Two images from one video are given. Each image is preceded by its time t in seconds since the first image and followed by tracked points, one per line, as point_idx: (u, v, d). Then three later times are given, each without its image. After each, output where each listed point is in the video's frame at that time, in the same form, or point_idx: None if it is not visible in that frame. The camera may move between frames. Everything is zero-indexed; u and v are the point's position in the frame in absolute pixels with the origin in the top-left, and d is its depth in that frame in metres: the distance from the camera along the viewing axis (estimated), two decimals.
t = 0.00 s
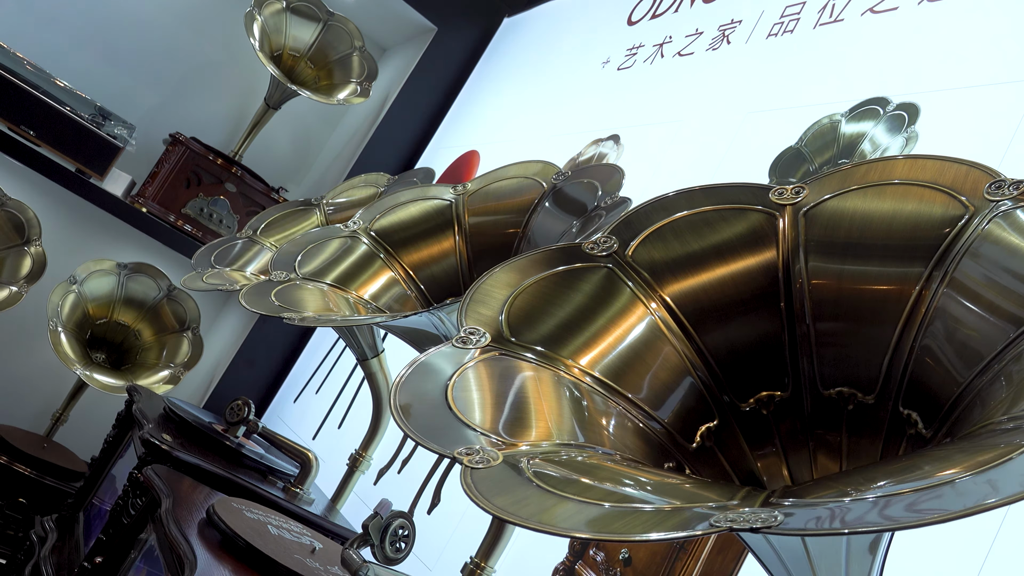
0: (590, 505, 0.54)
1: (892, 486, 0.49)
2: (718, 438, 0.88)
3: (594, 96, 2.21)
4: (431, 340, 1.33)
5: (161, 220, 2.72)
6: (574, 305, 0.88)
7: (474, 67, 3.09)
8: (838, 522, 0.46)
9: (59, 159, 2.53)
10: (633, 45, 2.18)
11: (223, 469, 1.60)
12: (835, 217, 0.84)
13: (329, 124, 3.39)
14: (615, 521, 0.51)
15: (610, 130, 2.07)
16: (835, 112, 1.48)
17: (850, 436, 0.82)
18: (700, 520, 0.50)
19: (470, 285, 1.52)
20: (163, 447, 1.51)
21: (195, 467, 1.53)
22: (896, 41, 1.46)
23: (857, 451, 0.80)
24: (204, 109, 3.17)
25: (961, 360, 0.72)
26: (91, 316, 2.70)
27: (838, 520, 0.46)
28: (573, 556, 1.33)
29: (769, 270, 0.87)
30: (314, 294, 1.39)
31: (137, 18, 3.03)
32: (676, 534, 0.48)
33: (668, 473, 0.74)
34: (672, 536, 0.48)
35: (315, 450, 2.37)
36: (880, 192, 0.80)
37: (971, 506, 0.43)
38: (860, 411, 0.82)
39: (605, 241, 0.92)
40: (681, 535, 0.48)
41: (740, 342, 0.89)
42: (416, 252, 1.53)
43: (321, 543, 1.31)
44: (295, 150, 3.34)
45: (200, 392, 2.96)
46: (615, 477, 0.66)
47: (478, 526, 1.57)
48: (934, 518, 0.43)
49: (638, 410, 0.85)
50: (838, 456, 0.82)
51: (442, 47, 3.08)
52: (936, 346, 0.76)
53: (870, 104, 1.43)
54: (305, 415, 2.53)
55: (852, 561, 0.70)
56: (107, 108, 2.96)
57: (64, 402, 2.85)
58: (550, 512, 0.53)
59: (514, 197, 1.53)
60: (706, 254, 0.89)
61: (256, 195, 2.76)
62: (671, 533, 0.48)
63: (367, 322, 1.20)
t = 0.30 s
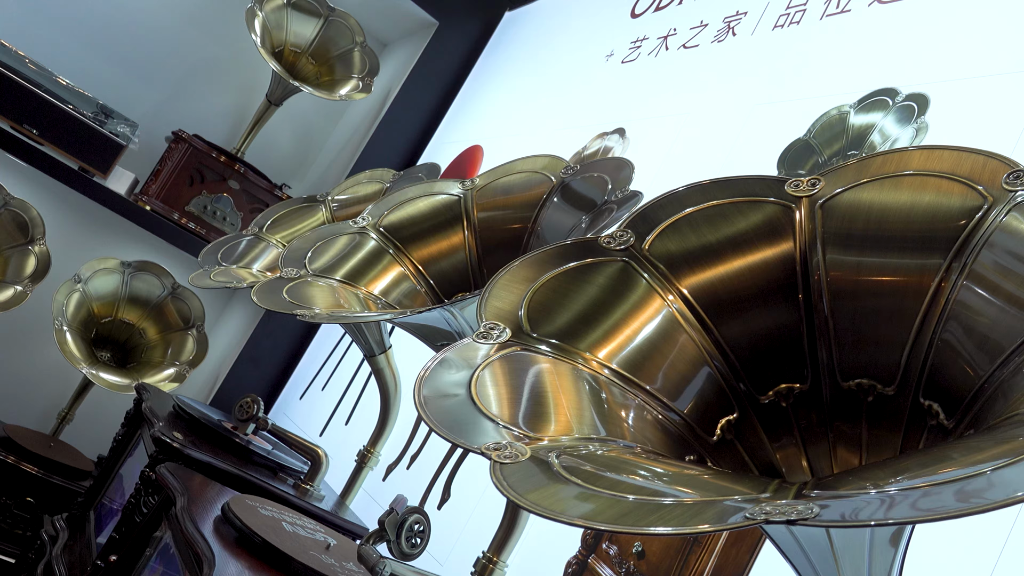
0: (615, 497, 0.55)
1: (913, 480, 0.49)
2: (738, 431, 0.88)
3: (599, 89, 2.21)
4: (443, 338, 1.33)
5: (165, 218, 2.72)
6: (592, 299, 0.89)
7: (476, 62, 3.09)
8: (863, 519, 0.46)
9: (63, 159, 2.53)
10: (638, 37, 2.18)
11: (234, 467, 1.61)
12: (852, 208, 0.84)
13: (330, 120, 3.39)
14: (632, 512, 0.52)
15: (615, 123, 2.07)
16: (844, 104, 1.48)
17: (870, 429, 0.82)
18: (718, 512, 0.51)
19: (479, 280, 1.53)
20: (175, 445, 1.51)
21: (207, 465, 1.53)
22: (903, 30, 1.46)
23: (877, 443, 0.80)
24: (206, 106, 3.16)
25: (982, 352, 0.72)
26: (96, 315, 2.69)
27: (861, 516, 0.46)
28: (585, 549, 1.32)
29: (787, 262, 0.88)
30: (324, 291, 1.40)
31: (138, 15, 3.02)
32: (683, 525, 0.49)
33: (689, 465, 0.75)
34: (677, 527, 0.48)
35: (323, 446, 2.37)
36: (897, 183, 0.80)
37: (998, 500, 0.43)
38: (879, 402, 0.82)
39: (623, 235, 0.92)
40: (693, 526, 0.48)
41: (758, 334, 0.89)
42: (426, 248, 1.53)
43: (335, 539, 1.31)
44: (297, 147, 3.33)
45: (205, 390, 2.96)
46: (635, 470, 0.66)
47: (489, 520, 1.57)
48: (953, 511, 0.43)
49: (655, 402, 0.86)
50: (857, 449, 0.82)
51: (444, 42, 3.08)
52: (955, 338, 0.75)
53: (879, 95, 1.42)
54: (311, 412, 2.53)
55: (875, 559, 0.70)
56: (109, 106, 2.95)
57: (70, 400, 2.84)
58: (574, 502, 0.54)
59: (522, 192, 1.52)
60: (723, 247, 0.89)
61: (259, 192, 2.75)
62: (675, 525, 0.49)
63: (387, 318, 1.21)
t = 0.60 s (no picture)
0: (637, 486, 0.55)
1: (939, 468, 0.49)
2: (757, 421, 0.88)
3: (602, 82, 2.21)
4: (455, 333, 1.33)
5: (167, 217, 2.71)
6: (608, 290, 0.89)
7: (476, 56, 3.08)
8: (890, 510, 0.46)
9: (64, 158, 2.53)
10: (639, 29, 2.18)
11: (244, 464, 1.61)
12: (867, 197, 0.83)
13: (330, 116, 3.38)
14: (649, 501, 0.52)
15: (619, 116, 2.08)
16: (850, 93, 1.48)
17: (889, 418, 0.82)
18: (740, 503, 0.51)
19: (487, 273, 1.53)
20: (185, 443, 1.51)
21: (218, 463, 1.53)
22: (909, 19, 1.46)
23: (897, 432, 0.80)
24: (206, 104, 3.15)
25: (1001, 342, 0.72)
26: (99, 315, 2.69)
27: (888, 508, 0.46)
28: (599, 541, 1.32)
29: (803, 252, 0.87)
30: (333, 288, 1.43)
31: (136, 13, 3.01)
32: (694, 516, 0.49)
33: (710, 455, 0.75)
34: (686, 518, 0.49)
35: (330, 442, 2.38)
36: (912, 172, 0.79)
37: None
38: (898, 390, 0.82)
39: (637, 228, 0.92)
40: (706, 517, 0.49)
41: (775, 324, 0.90)
42: (433, 243, 1.54)
43: (349, 535, 1.32)
44: (297, 143, 3.33)
45: (210, 388, 2.96)
46: (650, 460, 0.66)
47: (499, 514, 1.57)
48: (976, 500, 0.43)
49: (674, 392, 0.86)
50: (877, 438, 0.82)
51: (444, 36, 3.07)
52: (975, 327, 0.75)
53: (885, 84, 1.42)
54: (317, 408, 2.53)
55: (900, 551, 0.70)
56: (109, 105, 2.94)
57: (74, 401, 2.84)
58: (596, 494, 0.55)
59: (529, 185, 1.51)
60: (737, 237, 0.89)
61: (261, 188, 2.76)
62: (687, 516, 0.49)
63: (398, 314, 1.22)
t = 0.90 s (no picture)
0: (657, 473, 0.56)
1: (967, 454, 0.48)
2: (776, 410, 0.89)
3: (603, 74, 2.21)
4: (465, 328, 1.33)
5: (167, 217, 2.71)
6: (622, 281, 0.89)
7: (474, 49, 3.07)
8: (919, 497, 0.46)
9: (63, 160, 2.53)
10: (640, 20, 2.17)
11: (255, 461, 1.62)
12: (881, 185, 0.82)
13: (329, 113, 3.37)
14: (667, 490, 0.53)
15: (621, 108, 2.08)
16: (855, 82, 1.48)
17: (907, 405, 0.82)
18: (759, 492, 0.51)
19: (493, 267, 1.53)
20: (195, 442, 1.51)
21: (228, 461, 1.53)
22: (913, 5, 1.46)
23: (915, 419, 0.80)
24: (204, 102, 3.14)
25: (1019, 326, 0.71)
26: (102, 315, 2.68)
27: (919, 495, 0.46)
28: (612, 532, 1.33)
29: (817, 241, 0.87)
30: (341, 284, 1.44)
31: (132, 12, 2.99)
32: (709, 505, 0.50)
33: (729, 443, 0.75)
34: (702, 506, 0.50)
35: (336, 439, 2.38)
36: (926, 159, 0.77)
37: None
38: (915, 377, 0.82)
39: (650, 219, 0.92)
40: (724, 505, 0.49)
41: (790, 312, 0.90)
42: (440, 237, 1.55)
43: (363, 530, 1.32)
44: (296, 140, 3.32)
45: (214, 387, 2.96)
46: (673, 451, 0.66)
47: (510, 507, 1.58)
48: (1005, 486, 0.43)
49: (691, 380, 0.86)
50: (894, 424, 0.82)
51: (442, 30, 3.06)
52: (992, 313, 0.75)
53: (891, 71, 1.43)
54: (323, 405, 2.53)
55: (923, 537, 0.70)
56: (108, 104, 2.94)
57: (78, 402, 2.84)
58: (619, 482, 0.55)
59: (535, 178, 1.50)
60: (751, 226, 0.89)
61: (261, 186, 2.75)
62: (704, 505, 0.50)
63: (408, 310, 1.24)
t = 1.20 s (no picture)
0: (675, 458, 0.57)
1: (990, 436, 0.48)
2: (794, 397, 0.89)
3: (603, 66, 2.21)
4: (475, 322, 1.34)
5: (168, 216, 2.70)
6: (637, 271, 0.90)
7: (472, 43, 3.07)
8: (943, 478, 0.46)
9: (63, 161, 2.52)
10: (639, 12, 2.17)
11: (266, 458, 1.62)
12: (893, 171, 0.82)
13: (327, 109, 3.36)
14: (680, 474, 0.54)
15: (623, 99, 2.09)
16: (859, 69, 1.49)
17: (925, 390, 0.82)
18: (776, 476, 0.51)
19: (501, 260, 1.53)
20: (207, 440, 1.52)
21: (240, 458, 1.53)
22: None
23: (933, 403, 0.81)
24: (202, 101, 3.14)
25: None
26: (105, 316, 2.68)
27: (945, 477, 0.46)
28: (625, 523, 1.34)
29: (831, 227, 0.88)
30: (350, 279, 1.45)
31: (128, 12, 2.99)
32: (721, 489, 0.50)
33: (749, 429, 0.76)
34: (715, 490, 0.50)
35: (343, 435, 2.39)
36: (938, 144, 0.78)
37: None
38: (932, 361, 0.83)
39: (664, 210, 0.93)
40: (738, 489, 0.50)
41: (806, 298, 0.91)
42: (447, 231, 1.55)
43: (378, 525, 1.32)
44: (295, 137, 3.31)
45: (218, 385, 2.96)
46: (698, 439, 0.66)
47: (521, 499, 1.59)
48: None
49: (707, 366, 0.87)
50: (912, 409, 0.82)
51: (438, 25, 3.05)
52: (1008, 295, 0.75)
53: (894, 58, 1.43)
54: (328, 401, 2.54)
55: (945, 520, 0.70)
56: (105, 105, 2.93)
57: (83, 403, 2.84)
58: (647, 469, 0.55)
59: (541, 171, 1.51)
60: (764, 213, 0.89)
61: (261, 184, 2.75)
62: (718, 489, 0.50)
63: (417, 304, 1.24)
